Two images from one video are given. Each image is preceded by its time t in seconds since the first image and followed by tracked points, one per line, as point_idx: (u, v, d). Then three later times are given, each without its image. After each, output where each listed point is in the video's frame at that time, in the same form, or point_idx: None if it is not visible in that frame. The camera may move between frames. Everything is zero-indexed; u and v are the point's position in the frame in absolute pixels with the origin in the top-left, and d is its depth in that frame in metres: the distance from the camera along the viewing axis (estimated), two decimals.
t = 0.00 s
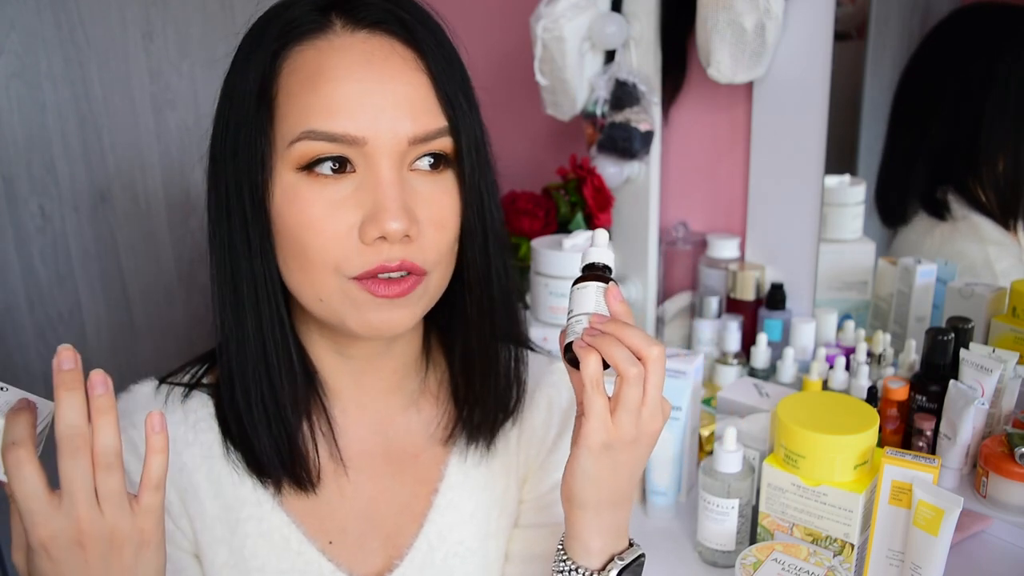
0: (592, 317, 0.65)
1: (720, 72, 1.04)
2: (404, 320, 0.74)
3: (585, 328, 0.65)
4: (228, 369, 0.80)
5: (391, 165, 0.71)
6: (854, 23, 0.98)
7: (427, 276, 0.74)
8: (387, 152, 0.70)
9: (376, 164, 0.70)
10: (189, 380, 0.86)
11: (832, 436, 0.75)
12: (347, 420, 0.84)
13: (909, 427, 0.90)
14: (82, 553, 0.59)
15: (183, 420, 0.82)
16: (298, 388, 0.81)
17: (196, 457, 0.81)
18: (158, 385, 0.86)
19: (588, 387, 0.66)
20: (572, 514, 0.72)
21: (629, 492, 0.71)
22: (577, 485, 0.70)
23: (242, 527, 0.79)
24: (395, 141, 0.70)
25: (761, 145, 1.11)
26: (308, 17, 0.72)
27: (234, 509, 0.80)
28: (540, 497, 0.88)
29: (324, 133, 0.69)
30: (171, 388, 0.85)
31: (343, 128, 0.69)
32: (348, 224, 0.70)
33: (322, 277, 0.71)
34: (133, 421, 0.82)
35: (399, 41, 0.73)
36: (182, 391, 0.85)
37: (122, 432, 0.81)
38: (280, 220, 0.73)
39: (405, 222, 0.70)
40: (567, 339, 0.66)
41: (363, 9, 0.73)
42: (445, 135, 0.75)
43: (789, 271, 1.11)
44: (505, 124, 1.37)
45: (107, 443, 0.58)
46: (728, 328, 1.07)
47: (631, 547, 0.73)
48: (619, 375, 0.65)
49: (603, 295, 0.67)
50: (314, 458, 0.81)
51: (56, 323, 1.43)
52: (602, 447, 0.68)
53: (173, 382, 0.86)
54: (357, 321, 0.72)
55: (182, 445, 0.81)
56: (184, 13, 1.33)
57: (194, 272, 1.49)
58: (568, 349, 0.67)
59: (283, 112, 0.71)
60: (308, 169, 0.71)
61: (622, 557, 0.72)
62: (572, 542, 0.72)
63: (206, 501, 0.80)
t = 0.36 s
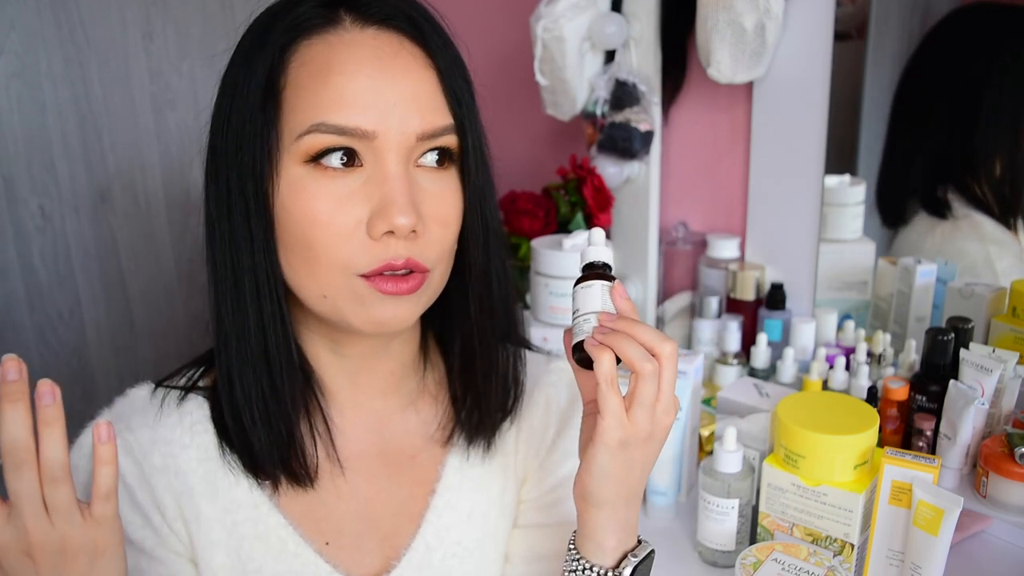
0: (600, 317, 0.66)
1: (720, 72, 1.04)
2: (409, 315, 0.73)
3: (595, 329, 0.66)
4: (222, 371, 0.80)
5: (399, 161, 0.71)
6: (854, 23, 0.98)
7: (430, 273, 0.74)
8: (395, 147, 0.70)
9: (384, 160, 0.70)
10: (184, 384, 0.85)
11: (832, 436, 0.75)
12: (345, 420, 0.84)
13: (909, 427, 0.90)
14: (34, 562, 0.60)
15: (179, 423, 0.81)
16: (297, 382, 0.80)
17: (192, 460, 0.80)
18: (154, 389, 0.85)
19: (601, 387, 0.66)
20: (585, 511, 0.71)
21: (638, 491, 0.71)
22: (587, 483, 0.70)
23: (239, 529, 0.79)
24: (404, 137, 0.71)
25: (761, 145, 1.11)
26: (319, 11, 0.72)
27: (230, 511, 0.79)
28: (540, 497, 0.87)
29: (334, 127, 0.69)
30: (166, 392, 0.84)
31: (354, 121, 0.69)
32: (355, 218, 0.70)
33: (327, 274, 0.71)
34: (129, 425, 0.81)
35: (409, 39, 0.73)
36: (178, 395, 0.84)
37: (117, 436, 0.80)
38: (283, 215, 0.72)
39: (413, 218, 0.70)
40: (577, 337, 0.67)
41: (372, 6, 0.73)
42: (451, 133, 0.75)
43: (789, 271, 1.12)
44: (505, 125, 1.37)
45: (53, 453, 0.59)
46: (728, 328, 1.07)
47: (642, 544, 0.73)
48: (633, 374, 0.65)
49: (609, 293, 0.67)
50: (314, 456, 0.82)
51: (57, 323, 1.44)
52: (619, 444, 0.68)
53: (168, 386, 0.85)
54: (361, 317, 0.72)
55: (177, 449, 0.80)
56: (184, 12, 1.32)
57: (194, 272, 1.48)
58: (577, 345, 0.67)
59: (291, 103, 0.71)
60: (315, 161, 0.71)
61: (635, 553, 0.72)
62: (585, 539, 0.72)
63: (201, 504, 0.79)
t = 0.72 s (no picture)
0: (707, 358, 0.60)
1: (720, 72, 1.04)
2: (430, 310, 0.74)
3: (696, 370, 0.59)
4: (223, 374, 0.80)
5: (435, 159, 0.72)
6: (854, 23, 0.98)
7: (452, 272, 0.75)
8: (434, 144, 0.71)
9: (421, 156, 0.71)
10: (179, 387, 0.85)
11: (832, 437, 0.75)
12: (344, 420, 0.84)
13: (909, 427, 0.90)
14: None
15: (173, 426, 0.81)
16: (319, 381, 0.81)
17: (187, 464, 0.80)
18: (148, 392, 0.85)
19: (679, 431, 0.61)
20: (601, 517, 0.70)
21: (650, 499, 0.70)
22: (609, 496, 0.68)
23: (235, 531, 0.79)
24: (442, 136, 0.72)
25: (761, 145, 1.11)
26: (360, 8, 0.73)
27: (228, 514, 0.79)
28: (535, 498, 0.88)
29: (378, 119, 0.69)
30: (161, 395, 0.84)
31: (398, 116, 0.69)
32: (391, 213, 0.70)
33: (356, 267, 0.70)
34: (122, 429, 0.81)
35: (446, 43, 0.75)
36: (173, 397, 0.84)
37: (110, 440, 0.80)
38: (312, 206, 0.71)
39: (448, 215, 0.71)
40: (668, 364, 0.61)
41: (413, 7, 0.75)
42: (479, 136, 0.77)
43: (788, 271, 1.12)
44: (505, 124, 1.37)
45: None
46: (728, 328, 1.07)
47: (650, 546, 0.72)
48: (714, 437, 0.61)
49: (717, 333, 0.61)
50: (312, 450, 0.81)
51: (57, 323, 1.45)
52: (668, 489, 0.64)
53: (163, 389, 0.85)
54: (387, 311, 0.72)
55: (172, 452, 0.80)
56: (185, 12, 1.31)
57: (194, 272, 1.46)
58: (662, 370, 0.62)
59: (330, 94, 0.70)
60: (351, 153, 0.70)
61: (644, 554, 0.71)
62: (595, 542, 0.71)
63: (197, 507, 0.79)
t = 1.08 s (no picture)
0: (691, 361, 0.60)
1: (720, 72, 1.04)
2: (436, 312, 0.74)
3: (680, 374, 0.59)
4: (231, 370, 0.81)
5: (447, 162, 0.72)
6: (854, 23, 0.98)
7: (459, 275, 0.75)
8: (446, 147, 0.71)
9: (434, 159, 0.71)
10: (185, 384, 0.85)
11: (832, 437, 0.75)
12: (348, 419, 0.84)
13: (909, 427, 0.90)
14: None
15: (179, 423, 0.81)
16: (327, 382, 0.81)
17: (193, 461, 0.80)
18: (153, 389, 0.85)
19: (666, 437, 0.61)
20: (595, 521, 0.70)
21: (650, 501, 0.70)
22: (605, 501, 0.68)
23: (239, 528, 0.78)
24: (454, 139, 0.72)
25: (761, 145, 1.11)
26: (376, 10, 0.73)
27: (231, 512, 0.79)
28: (537, 498, 0.88)
29: (393, 120, 0.69)
30: (166, 392, 0.84)
31: (413, 118, 0.69)
32: (403, 215, 0.70)
33: (365, 268, 0.70)
34: (127, 425, 0.81)
35: (460, 47, 0.75)
36: (178, 395, 0.84)
37: (116, 436, 0.80)
38: (324, 207, 0.71)
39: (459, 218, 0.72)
40: (652, 368, 0.61)
41: (429, 10, 0.75)
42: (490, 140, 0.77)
43: (789, 271, 1.12)
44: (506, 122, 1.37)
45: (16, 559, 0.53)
46: (728, 328, 1.07)
47: (648, 548, 0.72)
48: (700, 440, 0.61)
49: (702, 336, 0.61)
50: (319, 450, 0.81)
51: (57, 324, 1.45)
52: (659, 494, 0.64)
53: (169, 386, 0.85)
54: (396, 312, 0.72)
55: (178, 449, 0.80)
56: (184, 11, 1.31)
57: (194, 273, 1.47)
58: (647, 373, 0.62)
59: (345, 95, 0.70)
60: (364, 155, 0.70)
61: (641, 558, 0.71)
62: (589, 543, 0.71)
63: (201, 504, 0.79)
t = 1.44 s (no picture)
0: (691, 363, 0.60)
1: (720, 72, 1.04)
2: (432, 315, 0.74)
3: (681, 375, 0.59)
4: (230, 369, 0.80)
5: (445, 165, 0.72)
6: (854, 23, 0.98)
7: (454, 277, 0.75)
8: (444, 149, 0.71)
9: (432, 161, 0.71)
10: (184, 384, 0.85)
11: (832, 436, 0.75)
12: (346, 419, 0.84)
13: (909, 427, 0.90)
14: None
15: (179, 424, 0.81)
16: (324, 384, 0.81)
17: (193, 461, 0.80)
18: (153, 389, 0.85)
19: (673, 439, 0.61)
20: (595, 525, 0.70)
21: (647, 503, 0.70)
22: (609, 505, 0.67)
23: (238, 529, 0.78)
24: (452, 141, 0.72)
25: (761, 145, 1.11)
26: (375, 11, 0.73)
27: (231, 512, 0.79)
28: (537, 498, 0.88)
29: (390, 121, 0.69)
30: (166, 393, 0.84)
31: (411, 119, 0.69)
32: (399, 216, 0.70)
33: (361, 270, 0.71)
34: (127, 425, 0.81)
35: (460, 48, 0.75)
36: (178, 395, 0.83)
37: (116, 436, 0.80)
38: (321, 208, 0.71)
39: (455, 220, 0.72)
40: (649, 371, 0.61)
41: (429, 10, 0.75)
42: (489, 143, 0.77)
43: (789, 271, 1.12)
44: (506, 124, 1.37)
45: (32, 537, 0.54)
46: (728, 328, 1.07)
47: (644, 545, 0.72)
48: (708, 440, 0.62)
49: (697, 338, 0.61)
50: (318, 450, 0.81)
51: (57, 324, 1.45)
52: (666, 496, 0.64)
53: (168, 386, 0.85)
54: (388, 314, 0.72)
55: (177, 449, 0.80)
56: (184, 11, 1.31)
57: (194, 272, 1.46)
58: (643, 377, 0.62)
59: (344, 96, 0.70)
60: (362, 156, 0.70)
61: (639, 556, 0.71)
62: (587, 546, 0.71)
63: (201, 504, 0.79)
